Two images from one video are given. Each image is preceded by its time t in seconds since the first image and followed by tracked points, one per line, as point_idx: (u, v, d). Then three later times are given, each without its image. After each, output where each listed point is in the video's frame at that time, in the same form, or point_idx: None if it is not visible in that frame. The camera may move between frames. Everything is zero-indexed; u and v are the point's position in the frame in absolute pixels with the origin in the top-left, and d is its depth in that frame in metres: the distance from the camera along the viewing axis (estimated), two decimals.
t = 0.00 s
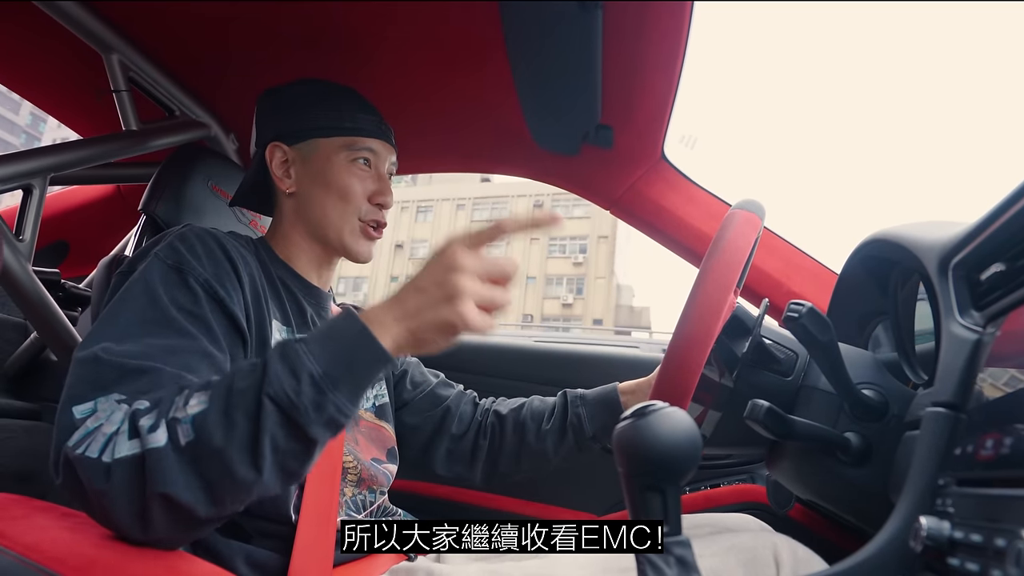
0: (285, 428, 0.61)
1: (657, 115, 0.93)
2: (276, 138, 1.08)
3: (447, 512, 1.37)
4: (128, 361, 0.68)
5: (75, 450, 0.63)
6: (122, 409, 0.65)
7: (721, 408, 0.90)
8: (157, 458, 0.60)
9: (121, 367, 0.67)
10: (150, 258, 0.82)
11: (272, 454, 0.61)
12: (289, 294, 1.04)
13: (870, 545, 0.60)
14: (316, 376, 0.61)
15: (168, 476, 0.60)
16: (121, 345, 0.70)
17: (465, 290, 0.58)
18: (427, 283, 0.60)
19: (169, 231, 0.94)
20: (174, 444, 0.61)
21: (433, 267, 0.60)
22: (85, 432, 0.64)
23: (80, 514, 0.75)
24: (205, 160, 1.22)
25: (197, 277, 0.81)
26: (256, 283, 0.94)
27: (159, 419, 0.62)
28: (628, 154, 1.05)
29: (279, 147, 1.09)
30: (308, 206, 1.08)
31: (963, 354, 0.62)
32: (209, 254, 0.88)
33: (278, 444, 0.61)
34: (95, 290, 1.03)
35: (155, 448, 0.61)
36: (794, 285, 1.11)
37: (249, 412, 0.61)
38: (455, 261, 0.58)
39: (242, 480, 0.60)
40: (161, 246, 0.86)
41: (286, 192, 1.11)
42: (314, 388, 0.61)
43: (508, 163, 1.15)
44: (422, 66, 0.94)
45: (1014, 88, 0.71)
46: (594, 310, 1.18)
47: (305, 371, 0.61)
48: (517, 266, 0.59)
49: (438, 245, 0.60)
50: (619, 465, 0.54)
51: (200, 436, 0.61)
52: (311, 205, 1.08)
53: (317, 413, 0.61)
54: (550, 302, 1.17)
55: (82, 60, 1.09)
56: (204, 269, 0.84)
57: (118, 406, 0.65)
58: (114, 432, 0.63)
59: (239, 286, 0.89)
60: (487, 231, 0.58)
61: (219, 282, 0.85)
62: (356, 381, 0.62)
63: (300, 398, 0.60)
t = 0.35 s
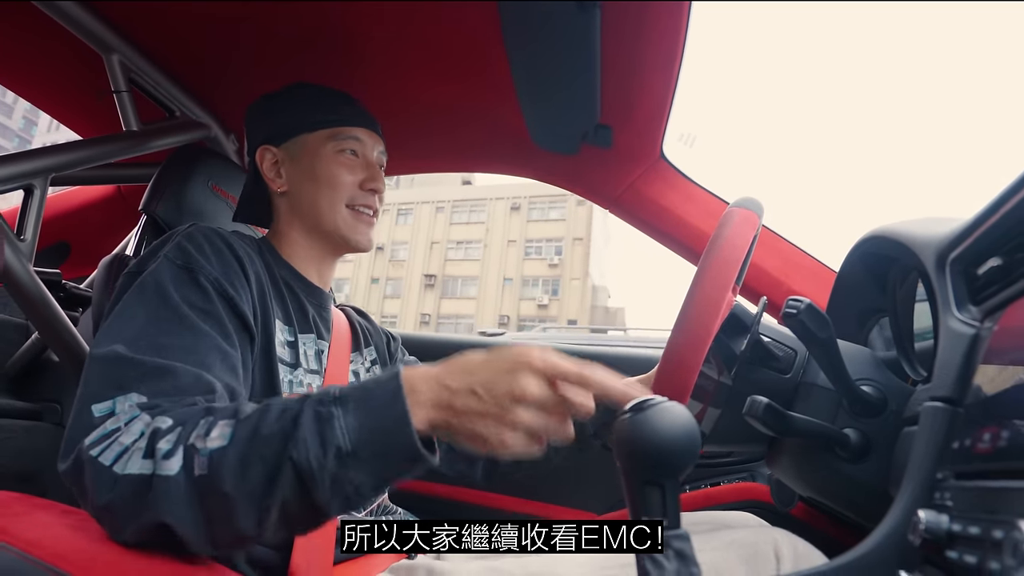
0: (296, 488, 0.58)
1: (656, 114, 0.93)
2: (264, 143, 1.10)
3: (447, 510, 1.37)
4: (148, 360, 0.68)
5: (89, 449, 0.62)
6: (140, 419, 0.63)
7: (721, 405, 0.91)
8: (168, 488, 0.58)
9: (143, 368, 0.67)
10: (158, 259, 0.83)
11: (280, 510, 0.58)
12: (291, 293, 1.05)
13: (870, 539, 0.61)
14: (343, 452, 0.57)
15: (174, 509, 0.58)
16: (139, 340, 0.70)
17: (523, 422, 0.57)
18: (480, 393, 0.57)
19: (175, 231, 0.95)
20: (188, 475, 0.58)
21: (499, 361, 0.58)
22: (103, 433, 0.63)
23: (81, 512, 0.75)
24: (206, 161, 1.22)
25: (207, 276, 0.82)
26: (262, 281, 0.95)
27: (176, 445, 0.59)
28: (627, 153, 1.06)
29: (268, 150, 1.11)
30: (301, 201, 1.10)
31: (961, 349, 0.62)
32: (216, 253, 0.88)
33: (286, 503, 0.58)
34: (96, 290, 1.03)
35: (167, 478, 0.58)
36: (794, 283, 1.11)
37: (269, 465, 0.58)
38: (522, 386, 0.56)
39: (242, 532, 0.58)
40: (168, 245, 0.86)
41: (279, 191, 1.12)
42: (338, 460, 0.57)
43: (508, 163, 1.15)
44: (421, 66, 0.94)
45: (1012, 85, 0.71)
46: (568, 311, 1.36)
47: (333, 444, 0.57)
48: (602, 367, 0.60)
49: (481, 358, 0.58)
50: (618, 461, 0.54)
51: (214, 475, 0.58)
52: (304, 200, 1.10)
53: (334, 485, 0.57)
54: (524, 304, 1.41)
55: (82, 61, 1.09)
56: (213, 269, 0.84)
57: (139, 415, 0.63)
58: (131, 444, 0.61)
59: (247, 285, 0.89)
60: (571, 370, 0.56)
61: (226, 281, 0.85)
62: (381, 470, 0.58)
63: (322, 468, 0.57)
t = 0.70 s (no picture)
0: (248, 361, 0.69)
1: (650, 109, 0.93)
2: (264, 134, 1.09)
3: (445, 505, 1.38)
4: (114, 361, 0.70)
5: (59, 443, 0.65)
6: (96, 396, 0.68)
7: (715, 398, 0.91)
8: (142, 424, 0.64)
9: (110, 365, 0.70)
10: (142, 253, 0.83)
11: (245, 389, 0.68)
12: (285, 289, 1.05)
13: (863, 531, 0.61)
14: (263, 313, 0.71)
15: (158, 437, 0.64)
16: (112, 343, 0.72)
17: (365, 209, 0.75)
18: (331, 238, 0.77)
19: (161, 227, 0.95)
20: (154, 408, 0.65)
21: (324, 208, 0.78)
22: (67, 425, 0.66)
23: (76, 508, 0.75)
24: (200, 157, 1.22)
25: (191, 271, 0.82)
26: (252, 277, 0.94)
27: (133, 392, 0.66)
28: (622, 147, 1.06)
29: (268, 143, 1.09)
30: (298, 198, 1.09)
31: (954, 340, 0.62)
32: (205, 249, 0.88)
33: (247, 378, 0.68)
34: (90, 286, 1.02)
35: (137, 415, 0.64)
36: (789, 278, 1.11)
37: (214, 361, 0.67)
38: (352, 196, 0.76)
39: (228, 419, 0.66)
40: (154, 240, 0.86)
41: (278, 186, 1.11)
42: (262, 321, 0.70)
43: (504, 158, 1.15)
44: (416, 61, 0.94)
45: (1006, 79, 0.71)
46: (541, 309, 1.32)
47: (250, 310, 0.70)
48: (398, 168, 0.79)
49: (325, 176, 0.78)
50: (612, 454, 0.54)
51: (179, 394, 0.65)
52: (301, 196, 1.08)
53: (273, 342, 0.70)
54: (498, 300, 1.33)
55: (75, 57, 1.09)
56: (197, 263, 0.84)
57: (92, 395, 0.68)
58: (93, 417, 0.66)
59: (233, 281, 0.89)
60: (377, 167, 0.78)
61: (211, 275, 0.85)
62: (304, 308, 0.73)
63: (252, 333, 0.69)
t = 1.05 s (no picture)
0: (285, 494, 0.57)
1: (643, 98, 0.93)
2: (282, 129, 1.07)
3: (439, 497, 1.38)
4: (137, 345, 0.68)
5: (81, 440, 0.61)
6: (135, 413, 0.62)
7: (708, 388, 0.91)
8: (159, 483, 0.58)
9: (131, 352, 0.67)
10: (148, 242, 0.82)
11: (267, 514, 0.57)
12: (281, 281, 1.01)
13: (853, 514, 0.61)
14: (332, 462, 0.56)
15: (161, 504, 0.58)
16: (126, 329, 0.70)
17: (519, 437, 0.54)
18: (476, 404, 0.55)
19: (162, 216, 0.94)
20: (178, 472, 0.58)
21: (494, 372, 0.55)
22: (94, 421, 0.62)
23: (66, 500, 0.74)
24: (191, 147, 1.19)
25: (198, 261, 0.81)
26: (253, 265, 0.94)
27: (171, 442, 0.59)
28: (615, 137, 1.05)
29: (285, 138, 1.08)
30: (310, 201, 1.06)
31: (943, 324, 0.62)
32: (210, 238, 0.88)
33: (274, 506, 0.57)
34: (81, 276, 1.02)
35: (158, 473, 0.58)
36: (782, 268, 1.11)
37: (256, 467, 0.57)
38: (518, 396, 0.53)
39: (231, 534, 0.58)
40: (159, 228, 0.86)
41: (287, 184, 1.08)
42: (325, 472, 0.56)
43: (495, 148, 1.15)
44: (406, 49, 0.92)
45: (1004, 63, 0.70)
46: (510, 301, 1.12)
47: (323, 453, 0.56)
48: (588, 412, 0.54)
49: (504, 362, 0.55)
50: (602, 437, 0.54)
51: (204, 476, 0.58)
52: (313, 199, 1.06)
53: (318, 497, 0.56)
54: (469, 295, 1.13)
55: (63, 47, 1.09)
56: (203, 253, 0.84)
57: (131, 407, 0.63)
58: (123, 436, 0.61)
59: (238, 270, 0.89)
60: (570, 379, 0.52)
61: (217, 265, 0.85)
62: (369, 484, 0.56)
63: (307, 479, 0.56)
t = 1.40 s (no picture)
0: (291, 508, 0.59)
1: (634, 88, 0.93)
2: (246, 118, 1.08)
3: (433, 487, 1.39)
4: (132, 338, 0.68)
5: (82, 431, 0.62)
6: (140, 407, 0.63)
7: (699, 375, 0.92)
8: (164, 482, 0.60)
9: (129, 346, 0.67)
10: (134, 236, 0.82)
11: (272, 523, 0.60)
12: (271, 270, 1.03)
13: (841, 496, 0.62)
14: (343, 484, 0.58)
15: (165, 502, 0.59)
16: (116, 321, 0.70)
17: (536, 494, 0.58)
18: (499, 456, 0.58)
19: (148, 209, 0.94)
20: (186, 474, 0.60)
21: (515, 429, 0.59)
22: (95, 413, 0.63)
23: (61, 492, 0.74)
24: (183, 139, 1.19)
25: (185, 254, 0.81)
26: (240, 256, 0.94)
27: (180, 443, 0.61)
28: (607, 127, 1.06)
29: (248, 126, 1.09)
30: (284, 182, 1.09)
31: (929, 309, 0.63)
32: (195, 229, 0.88)
33: (279, 515, 0.59)
34: (70, 268, 1.02)
35: (165, 473, 0.60)
36: (771, 256, 1.12)
37: (266, 478, 0.59)
38: (541, 458, 0.57)
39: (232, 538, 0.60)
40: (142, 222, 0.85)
41: (261, 171, 1.11)
42: (336, 492, 0.58)
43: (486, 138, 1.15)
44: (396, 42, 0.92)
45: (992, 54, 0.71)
46: (477, 293, 1.26)
47: (336, 475, 0.58)
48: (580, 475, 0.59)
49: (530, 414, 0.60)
50: (593, 424, 0.54)
51: (214, 480, 0.60)
52: (287, 179, 1.09)
53: (324, 514, 0.58)
54: (437, 286, 1.27)
55: (50, 38, 1.07)
56: (190, 245, 0.84)
57: (134, 400, 0.64)
58: (127, 430, 0.62)
59: (225, 262, 0.89)
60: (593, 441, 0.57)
61: (205, 257, 0.85)
62: (376, 505, 0.59)
63: (316, 495, 0.58)
